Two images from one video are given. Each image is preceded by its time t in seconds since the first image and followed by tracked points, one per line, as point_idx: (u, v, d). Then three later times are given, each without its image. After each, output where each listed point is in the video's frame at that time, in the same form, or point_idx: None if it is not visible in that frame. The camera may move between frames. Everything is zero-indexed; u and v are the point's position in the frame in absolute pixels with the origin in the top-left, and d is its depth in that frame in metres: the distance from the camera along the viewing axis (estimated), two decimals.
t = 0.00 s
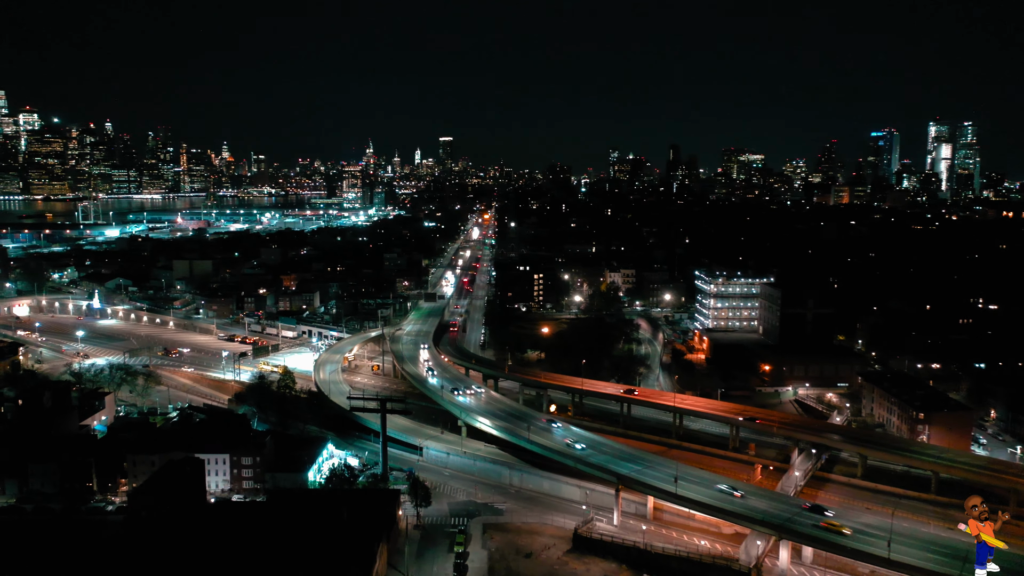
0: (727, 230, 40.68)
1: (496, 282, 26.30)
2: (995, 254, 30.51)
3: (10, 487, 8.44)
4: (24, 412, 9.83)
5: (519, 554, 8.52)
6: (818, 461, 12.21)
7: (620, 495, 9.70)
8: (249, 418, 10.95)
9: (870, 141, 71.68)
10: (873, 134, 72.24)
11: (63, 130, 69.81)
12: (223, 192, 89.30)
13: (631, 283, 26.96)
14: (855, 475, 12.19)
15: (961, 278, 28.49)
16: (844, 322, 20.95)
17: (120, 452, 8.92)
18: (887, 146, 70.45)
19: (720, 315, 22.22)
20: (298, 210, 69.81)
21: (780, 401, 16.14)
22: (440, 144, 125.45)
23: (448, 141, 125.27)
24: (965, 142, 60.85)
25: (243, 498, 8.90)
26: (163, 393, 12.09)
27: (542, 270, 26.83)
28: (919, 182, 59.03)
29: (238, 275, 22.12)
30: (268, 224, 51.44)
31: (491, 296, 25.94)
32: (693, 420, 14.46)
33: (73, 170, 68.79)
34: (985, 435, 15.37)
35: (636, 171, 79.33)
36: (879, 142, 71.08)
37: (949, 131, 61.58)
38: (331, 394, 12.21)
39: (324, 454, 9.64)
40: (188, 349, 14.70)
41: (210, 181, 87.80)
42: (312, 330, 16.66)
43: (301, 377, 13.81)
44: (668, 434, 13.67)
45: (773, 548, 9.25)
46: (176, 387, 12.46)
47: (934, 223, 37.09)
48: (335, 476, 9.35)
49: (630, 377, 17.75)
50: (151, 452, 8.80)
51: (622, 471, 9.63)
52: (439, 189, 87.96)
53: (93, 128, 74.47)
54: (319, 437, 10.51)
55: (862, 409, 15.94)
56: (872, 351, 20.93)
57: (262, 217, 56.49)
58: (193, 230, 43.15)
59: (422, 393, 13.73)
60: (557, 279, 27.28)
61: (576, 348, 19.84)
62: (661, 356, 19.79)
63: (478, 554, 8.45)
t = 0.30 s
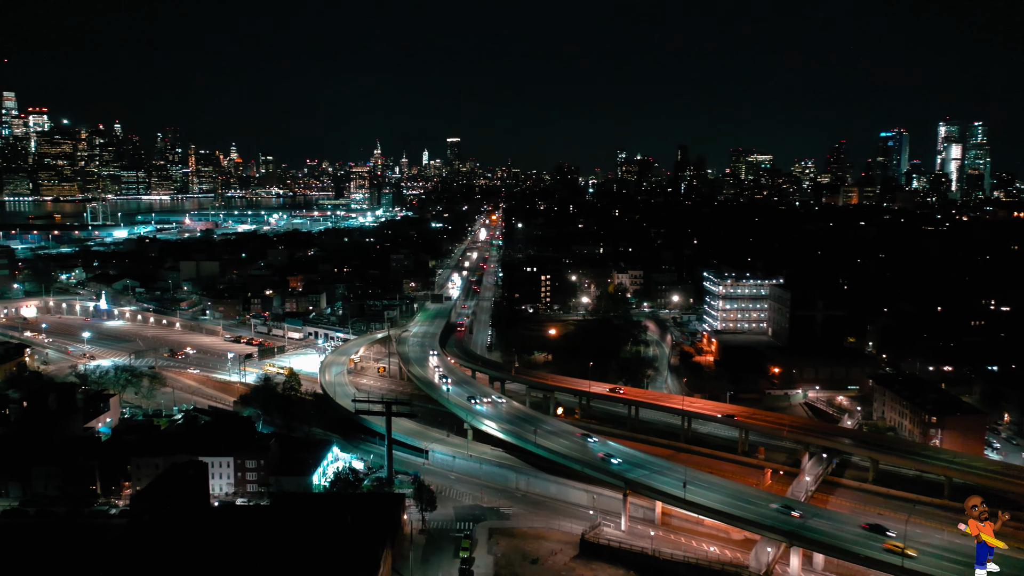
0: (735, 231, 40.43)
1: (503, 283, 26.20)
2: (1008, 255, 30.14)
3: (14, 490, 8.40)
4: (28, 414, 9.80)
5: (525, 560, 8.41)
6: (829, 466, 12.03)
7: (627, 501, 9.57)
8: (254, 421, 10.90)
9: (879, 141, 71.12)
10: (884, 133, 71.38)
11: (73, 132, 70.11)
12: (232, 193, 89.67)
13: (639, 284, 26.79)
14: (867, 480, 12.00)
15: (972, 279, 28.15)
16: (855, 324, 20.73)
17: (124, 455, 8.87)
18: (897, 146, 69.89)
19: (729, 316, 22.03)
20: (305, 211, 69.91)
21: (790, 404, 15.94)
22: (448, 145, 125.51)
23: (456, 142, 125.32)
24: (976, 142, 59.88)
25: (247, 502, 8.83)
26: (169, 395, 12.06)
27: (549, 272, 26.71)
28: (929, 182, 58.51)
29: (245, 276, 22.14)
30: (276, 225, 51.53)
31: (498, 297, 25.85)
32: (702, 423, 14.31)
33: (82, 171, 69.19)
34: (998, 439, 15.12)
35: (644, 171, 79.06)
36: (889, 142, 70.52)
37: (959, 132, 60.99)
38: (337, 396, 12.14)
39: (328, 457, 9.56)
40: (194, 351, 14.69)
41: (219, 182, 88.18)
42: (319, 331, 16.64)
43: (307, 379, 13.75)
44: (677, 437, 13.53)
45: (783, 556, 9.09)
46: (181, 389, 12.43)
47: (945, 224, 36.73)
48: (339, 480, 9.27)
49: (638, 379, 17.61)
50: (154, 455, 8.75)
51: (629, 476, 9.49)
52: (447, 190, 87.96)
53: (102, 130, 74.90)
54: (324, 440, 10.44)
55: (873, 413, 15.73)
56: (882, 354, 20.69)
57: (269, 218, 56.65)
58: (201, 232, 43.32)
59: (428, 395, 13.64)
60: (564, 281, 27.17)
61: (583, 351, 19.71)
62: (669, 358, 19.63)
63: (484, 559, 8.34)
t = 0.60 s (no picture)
0: (745, 232, 40.19)
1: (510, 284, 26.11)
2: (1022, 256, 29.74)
3: (19, 492, 8.40)
4: (36, 415, 9.81)
5: (532, 565, 8.30)
6: (841, 469, 11.86)
7: (636, 505, 9.45)
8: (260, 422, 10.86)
9: (890, 142, 70.57)
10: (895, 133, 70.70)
11: (83, 133, 70.51)
12: (241, 194, 90.08)
13: (648, 285, 26.64)
14: (879, 484, 11.82)
15: (985, 280, 27.80)
16: (867, 326, 20.49)
17: (129, 457, 8.85)
18: (907, 146, 69.33)
19: (739, 318, 21.84)
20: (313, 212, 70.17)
21: (800, 406, 15.77)
22: (457, 146, 125.59)
23: (464, 143, 125.44)
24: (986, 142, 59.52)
25: (253, 504, 8.78)
26: (175, 396, 12.05)
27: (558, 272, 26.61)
28: (940, 183, 57.97)
29: (253, 277, 22.17)
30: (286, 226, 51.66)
31: (506, 298, 25.78)
32: (712, 426, 14.18)
33: (93, 172, 69.68)
34: (1013, 442, 14.87)
35: (652, 172, 78.81)
36: (899, 142, 69.99)
37: (971, 131, 60.31)
38: (344, 398, 12.09)
39: (334, 460, 9.51)
40: (201, 352, 14.68)
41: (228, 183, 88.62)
42: (326, 333, 16.62)
43: (314, 380, 13.71)
44: (686, 440, 13.39)
45: (796, 562, 8.94)
46: (189, 391, 12.42)
47: (957, 224, 36.33)
48: (346, 482, 9.21)
49: (646, 381, 17.48)
50: (160, 458, 8.74)
51: (638, 479, 9.38)
52: (455, 190, 87.97)
53: (113, 131, 75.43)
54: (331, 442, 10.39)
55: (885, 416, 15.53)
56: (894, 356, 20.44)
57: (278, 219, 56.80)
58: (210, 232, 43.47)
59: (435, 397, 13.56)
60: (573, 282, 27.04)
61: (591, 352, 19.59)
62: (678, 359, 19.48)
63: (492, 564, 8.24)
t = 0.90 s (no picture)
0: (754, 232, 39.92)
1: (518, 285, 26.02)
2: None
3: (26, 494, 8.39)
4: (43, 417, 9.81)
5: (540, 570, 8.20)
6: (853, 474, 11.69)
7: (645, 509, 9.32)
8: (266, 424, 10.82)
9: (901, 142, 69.94)
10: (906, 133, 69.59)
11: (94, 134, 71.02)
12: (250, 194, 90.44)
13: (657, 286, 26.48)
14: (892, 488, 11.63)
15: (999, 281, 27.46)
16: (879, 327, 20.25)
17: (135, 459, 8.76)
18: (918, 146, 68.70)
19: (749, 319, 21.64)
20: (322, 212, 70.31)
21: (811, 409, 15.58)
22: (465, 146, 125.59)
23: (473, 143, 125.43)
24: (997, 142, 58.42)
25: (258, 507, 8.73)
26: (182, 398, 12.03)
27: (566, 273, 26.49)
28: (951, 183, 57.41)
29: (261, 277, 22.18)
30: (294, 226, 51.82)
31: (514, 299, 25.69)
32: (721, 429, 14.02)
33: (103, 173, 70.19)
34: None
35: (661, 172, 78.49)
36: (910, 142, 69.37)
37: (983, 130, 59.63)
38: (350, 400, 12.03)
39: (341, 462, 9.46)
40: (208, 353, 14.68)
41: (237, 183, 89.01)
42: (333, 334, 16.58)
43: (321, 382, 13.66)
44: (695, 443, 13.25)
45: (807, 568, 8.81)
46: (196, 392, 12.41)
47: (970, 225, 35.92)
48: (352, 484, 9.17)
49: (655, 383, 17.33)
50: (166, 459, 8.71)
51: (647, 483, 9.27)
52: (463, 191, 88.01)
53: (123, 132, 75.94)
54: (337, 444, 10.33)
55: (898, 419, 15.33)
56: (906, 358, 20.19)
57: (287, 220, 56.95)
58: (219, 233, 43.64)
59: (442, 399, 13.47)
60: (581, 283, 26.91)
61: (600, 354, 19.46)
62: (687, 361, 19.32)
63: (499, 569, 8.15)
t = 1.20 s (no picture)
0: (763, 232, 39.70)
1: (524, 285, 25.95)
2: None
3: (30, 495, 8.39)
4: (48, 418, 9.82)
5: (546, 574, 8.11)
6: (864, 477, 11.54)
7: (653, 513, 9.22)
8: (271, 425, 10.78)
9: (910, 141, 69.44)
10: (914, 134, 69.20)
11: (103, 135, 71.57)
12: (258, 194, 90.80)
13: (664, 287, 26.34)
14: (903, 492, 11.46)
15: (1010, 282, 27.15)
16: (889, 328, 20.06)
17: (139, 461, 8.79)
18: (927, 146, 68.18)
19: (757, 320, 21.48)
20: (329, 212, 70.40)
21: (821, 411, 15.43)
22: (473, 146, 125.64)
23: (481, 143, 125.47)
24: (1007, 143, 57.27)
25: (263, 509, 8.68)
26: (187, 398, 12.04)
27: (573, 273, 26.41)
28: (960, 182, 56.95)
29: (267, 278, 22.23)
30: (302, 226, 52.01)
31: (521, 299, 25.63)
32: (729, 432, 13.90)
33: (112, 173, 70.67)
34: None
35: (669, 172, 78.25)
36: (920, 142, 68.88)
37: (992, 130, 59.12)
38: (356, 402, 11.98)
39: (346, 464, 9.41)
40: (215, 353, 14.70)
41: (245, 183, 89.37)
42: (340, 334, 16.56)
43: (327, 383, 13.62)
44: (703, 446, 13.14)
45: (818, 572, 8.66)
46: (201, 393, 12.41)
47: (981, 225, 35.58)
48: (357, 487, 9.09)
49: (663, 385, 17.20)
50: (170, 462, 8.74)
51: (655, 487, 9.17)
52: (470, 191, 88.06)
53: (132, 133, 76.47)
54: (342, 446, 10.28)
55: (908, 421, 15.15)
56: (917, 360, 19.97)
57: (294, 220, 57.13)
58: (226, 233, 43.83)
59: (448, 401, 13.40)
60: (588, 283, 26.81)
61: (606, 355, 19.37)
62: (695, 362, 19.19)
63: (504, 573, 8.07)
